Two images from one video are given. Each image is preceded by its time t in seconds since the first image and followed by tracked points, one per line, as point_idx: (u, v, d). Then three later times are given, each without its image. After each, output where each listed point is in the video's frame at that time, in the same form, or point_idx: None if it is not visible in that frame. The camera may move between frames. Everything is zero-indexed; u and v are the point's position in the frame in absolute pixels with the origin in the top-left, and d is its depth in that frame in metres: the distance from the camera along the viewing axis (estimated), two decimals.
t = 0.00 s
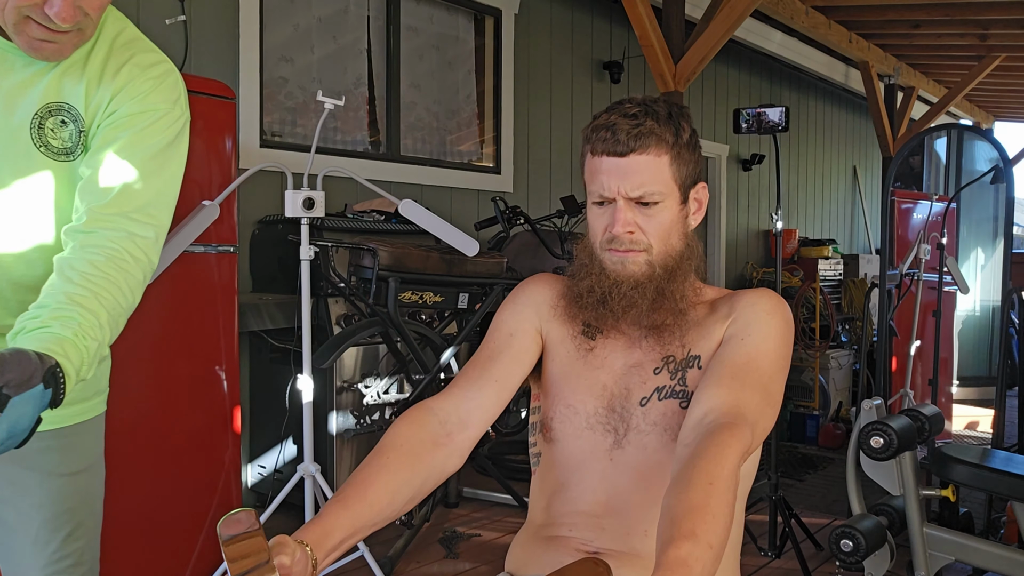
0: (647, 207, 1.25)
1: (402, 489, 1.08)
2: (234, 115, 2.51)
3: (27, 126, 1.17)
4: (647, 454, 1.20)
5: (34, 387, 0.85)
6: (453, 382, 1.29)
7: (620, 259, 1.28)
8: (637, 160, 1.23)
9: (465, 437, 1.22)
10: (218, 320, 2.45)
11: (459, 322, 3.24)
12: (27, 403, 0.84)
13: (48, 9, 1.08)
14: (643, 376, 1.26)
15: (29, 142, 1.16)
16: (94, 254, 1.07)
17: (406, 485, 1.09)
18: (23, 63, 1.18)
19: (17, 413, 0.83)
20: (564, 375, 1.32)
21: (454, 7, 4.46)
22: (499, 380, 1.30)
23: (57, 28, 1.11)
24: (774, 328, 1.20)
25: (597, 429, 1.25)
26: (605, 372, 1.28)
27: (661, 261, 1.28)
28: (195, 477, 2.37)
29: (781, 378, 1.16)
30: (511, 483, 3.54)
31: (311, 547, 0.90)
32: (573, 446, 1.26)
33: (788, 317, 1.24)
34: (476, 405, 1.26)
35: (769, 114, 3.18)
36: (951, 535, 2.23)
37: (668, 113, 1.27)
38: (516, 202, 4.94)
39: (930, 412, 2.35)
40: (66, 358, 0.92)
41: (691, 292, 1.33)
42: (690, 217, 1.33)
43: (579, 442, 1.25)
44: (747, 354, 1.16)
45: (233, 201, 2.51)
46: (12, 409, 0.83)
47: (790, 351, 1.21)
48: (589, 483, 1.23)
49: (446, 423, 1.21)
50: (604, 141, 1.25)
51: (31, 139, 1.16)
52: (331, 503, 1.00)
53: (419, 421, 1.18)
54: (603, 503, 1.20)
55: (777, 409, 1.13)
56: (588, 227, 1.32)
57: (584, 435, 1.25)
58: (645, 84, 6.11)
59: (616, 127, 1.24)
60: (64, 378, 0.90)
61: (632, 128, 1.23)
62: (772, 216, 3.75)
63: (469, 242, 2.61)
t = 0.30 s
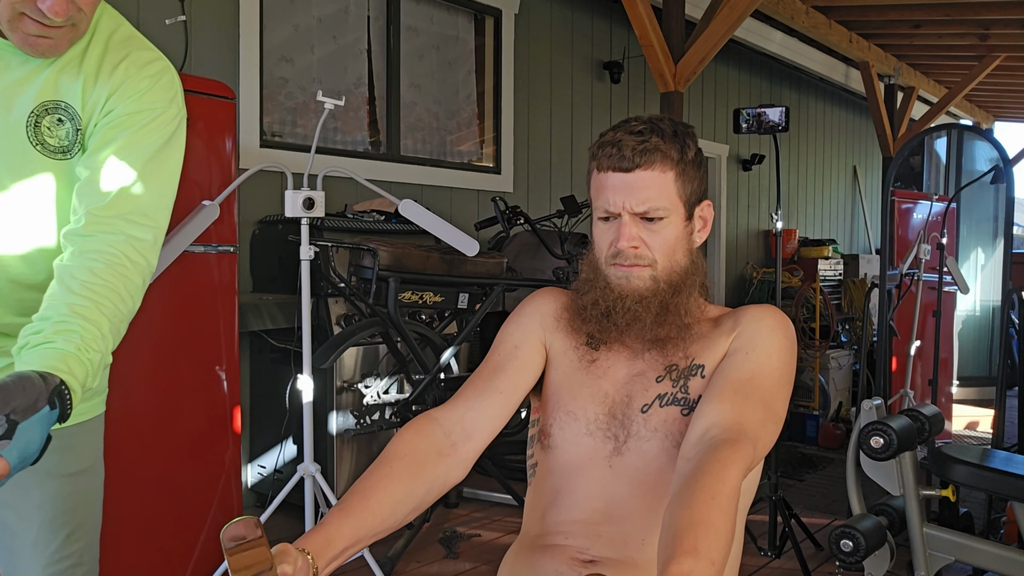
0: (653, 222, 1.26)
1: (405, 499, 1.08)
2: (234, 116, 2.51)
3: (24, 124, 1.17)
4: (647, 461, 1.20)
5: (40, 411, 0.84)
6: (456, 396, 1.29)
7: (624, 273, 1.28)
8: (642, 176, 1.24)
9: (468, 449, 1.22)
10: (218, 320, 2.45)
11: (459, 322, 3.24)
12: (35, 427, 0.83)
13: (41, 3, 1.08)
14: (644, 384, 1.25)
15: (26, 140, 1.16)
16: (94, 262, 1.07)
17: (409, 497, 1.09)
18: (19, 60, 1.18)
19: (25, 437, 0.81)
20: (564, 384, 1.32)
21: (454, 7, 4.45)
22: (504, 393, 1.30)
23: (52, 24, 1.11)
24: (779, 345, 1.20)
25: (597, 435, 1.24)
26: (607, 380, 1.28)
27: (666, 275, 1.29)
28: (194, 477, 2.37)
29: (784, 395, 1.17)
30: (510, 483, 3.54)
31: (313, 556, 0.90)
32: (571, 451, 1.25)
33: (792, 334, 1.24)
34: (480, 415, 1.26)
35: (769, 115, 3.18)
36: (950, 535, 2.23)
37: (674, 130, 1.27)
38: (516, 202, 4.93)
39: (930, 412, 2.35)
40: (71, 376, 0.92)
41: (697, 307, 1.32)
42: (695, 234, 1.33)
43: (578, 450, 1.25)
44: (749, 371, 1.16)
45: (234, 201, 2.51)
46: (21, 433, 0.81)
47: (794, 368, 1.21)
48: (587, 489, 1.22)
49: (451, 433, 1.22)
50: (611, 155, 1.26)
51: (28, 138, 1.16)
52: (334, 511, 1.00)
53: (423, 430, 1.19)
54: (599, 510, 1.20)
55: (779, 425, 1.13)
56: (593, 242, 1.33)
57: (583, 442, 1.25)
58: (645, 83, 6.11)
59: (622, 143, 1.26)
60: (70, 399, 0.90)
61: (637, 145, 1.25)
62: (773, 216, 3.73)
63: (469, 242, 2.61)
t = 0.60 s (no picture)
0: (649, 231, 1.25)
1: (397, 504, 1.08)
2: (234, 116, 2.51)
3: (23, 122, 1.16)
4: (637, 468, 1.19)
5: (69, 433, 0.91)
6: (451, 400, 1.29)
7: (619, 282, 1.28)
8: (639, 184, 1.24)
9: (462, 454, 1.22)
10: (218, 320, 2.45)
11: (459, 322, 3.24)
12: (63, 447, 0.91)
13: None
14: (638, 392, 1.25)
15: (25, 138, 1.15)
16: (106, 274, 1.09)
17: (400, 501, 1.09)
18: (15, 57, 1.17)
19: (57, 459, 0.90)
20: (557, 391, 1.31)
21: (454, 7, 4.45)
22: (498, 398, 1.31)
23: (48, 17, 1.10)
24: (774, 354, 1.20)
25: (587, 441, 1.24)
26: (600, 387, 1.28)
27: (662, 285, 1.28)
28: (195, 476, 2.37)
29: (779, 405, 1.16)
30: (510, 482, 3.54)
31: (300, 560, 0.91)
32: (561, 456, 1.25)
33: (788, 343, 1.24)
34: (474, 421, 1.26)
35: (769, 114, 3.18)
36: (950, 535, 2.24)
37: (672, 140, 1.28)
38: (516, 203, 4.93)
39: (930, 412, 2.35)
40: (92, 391, 0.97)
41: (692, 317, 1.32)
42: (692, 247, 1.32)
43: (569, 456, 1.24)
44: (744, 377, 1.16)
45: (234, 201, 2.51)
46: (53, 456, 0.89)
47: (791, 378, 1.20)
48: (575, 496, 1.21)
49: (443, 439, 1.21)
50: (609, 161, 1.27)
51: (26, 137, 1.15)
52: (323, 513, 1.00)
53: (415, 434, 1.19)
54: (586, 517, 1.19)
55: (774, 434, 1.12)
56: (590, 251, 1.33)
57: (574, 448, 1.24)
58: (645, 83, 6.11)
59: (620, 151, 1.26)
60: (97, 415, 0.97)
61: (635, 153, 1.25)
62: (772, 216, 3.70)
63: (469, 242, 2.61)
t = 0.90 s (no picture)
0: (644, 230, 1.26)
1: (389, 507, 1.08)
2: (234, 115, 2.51)
3: (24, 115, 1.16)
4: (633, 471, 1.19)
5: (26, 406, 0.82)
6: (446, 400, 1.29)
7: (614, 282, 1.28)
8: (634, 182, 1.24)
9: (456, 456, 1.22)
10: (218, 319, 2.45)
11: (459, 322, 3.24)
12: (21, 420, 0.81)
13: None
14: (634, 394, 1.25)
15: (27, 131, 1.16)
16: (94, 263, 1.06)
17: (393, 503, 1.09)
18: (18, 53, 1.18)
19: (16, 435, 0.80)
20: (552, 393, 1.31)
21: (454, 7, 4.45)
22: (493, 399, 1.30)
23: (61, 16, 1.12)
24: (771, 355, 1.20)
25: (582, 444, 1.24)
26: (596, 389, 1.28)
27: (657, 285, 1.28)
28: (195, 477, 2.38)
29: (777, 407, 1.16)
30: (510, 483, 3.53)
31: (287, 563, 0.90)
32: (557, 460, 1.25)
33: (786, 345, 1.24)
34: (468, 422, 1.26)
35: (769, 115, 3.18)
36: (950, 535, 2.24)
37: (669, 138, 1.27)
38: (515, 202, 4.93)
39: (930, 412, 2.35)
40: (62, 370, 0.91)
41: (688, 318, 1.32)
42: (688, 245, 1.32)
43: (564, 459, 1.24)
44: (742, 379, 1.16)
45: (233, 201, 2.51)
46: (10, 431, 0.80)
47: (788, 379, 1.21)
48: (569, 500, 1.21)
49: (437, 440, 1.21)
50: (604, 160, 1.26)
51: (29, 130, 1.16)
52: (311, 517, 0.99)
53: (409, 436, 1.18)
54: (581, 522, 1.19)
55: (772, 437, 1.12)
56: (585, 250, 1.33)
57: (569, 451, 1.24)
58: (645, 83, 6.11)
59: (615, 149, 1.26)
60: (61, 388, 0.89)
61: (630, 151, 1.25)
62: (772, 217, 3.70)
63: (469, 242, 2.61)
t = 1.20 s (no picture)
0: (645, 229, 1.26)
1: (384, 508, 1.08)
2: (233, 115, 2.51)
3: (58, 151, 1.12)
4: (631, 473, 1.19)
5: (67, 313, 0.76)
6: (443, 401, 1.29)
7: (615, 282, 1.28)
8: (636, 181, 1.24)
9: (452, 457, 1.22)
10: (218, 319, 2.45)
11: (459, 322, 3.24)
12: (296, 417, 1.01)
13: (108, 42, 1.03)
14: (633, 396, 1.25)
15: (63, 168, 1.12)
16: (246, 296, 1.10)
17: (388, 504, 1.09)
18: (46, 84, 1.11)
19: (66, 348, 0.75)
20: (551, 394, 1.31)
21: (454, 7, 4.45)
22: (491, 400, 1.30)
23: (101, 58, 1.06)
24: (773, 357, 1.20)
25: (581, 446, 1.24)
26: (594, 391, 1.28)
27: (658, 286, 1.29)
28: (195, 476, 2.38)
29: (778, 410, 1.15)
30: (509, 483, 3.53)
31: (278, 564, 0.90)
32: (554, 462, 1.25)
33: (787, 346, 1.24)
34: (465, 423, 1.25)
35: (769, 115, 3.18)
36: (950, 535, 2.24)
37: (670, 136, 1.27)
38: (516, 202, 4.93)
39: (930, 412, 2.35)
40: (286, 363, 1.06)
41: (689, 318, 1.33)
42: (690, 245, 1.33)
43: (562, 461, 1.24)
44: (742, 381, 1.16)
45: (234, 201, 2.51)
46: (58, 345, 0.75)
47: (789, 381, 1.20)
48: (567, 502, 1.21)
49: (433, 440, 1.21)
50: (604, 158, 1.26)
51: (64, 168, 1.12)
52: (305, 518, 0.99)
53: (405, 437, 1.18)
54: (579, 525, 1.19)
55: (772, 440, 1.11)
56: (586, 249, 1.33)
57: (567, 453, 1.24)
58: (645, 83, 6.11)
59: (617, 147, 1.26)
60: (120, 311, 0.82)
61: (632, 149, 1.25)
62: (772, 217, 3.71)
63: (469, 242, 2.61)
